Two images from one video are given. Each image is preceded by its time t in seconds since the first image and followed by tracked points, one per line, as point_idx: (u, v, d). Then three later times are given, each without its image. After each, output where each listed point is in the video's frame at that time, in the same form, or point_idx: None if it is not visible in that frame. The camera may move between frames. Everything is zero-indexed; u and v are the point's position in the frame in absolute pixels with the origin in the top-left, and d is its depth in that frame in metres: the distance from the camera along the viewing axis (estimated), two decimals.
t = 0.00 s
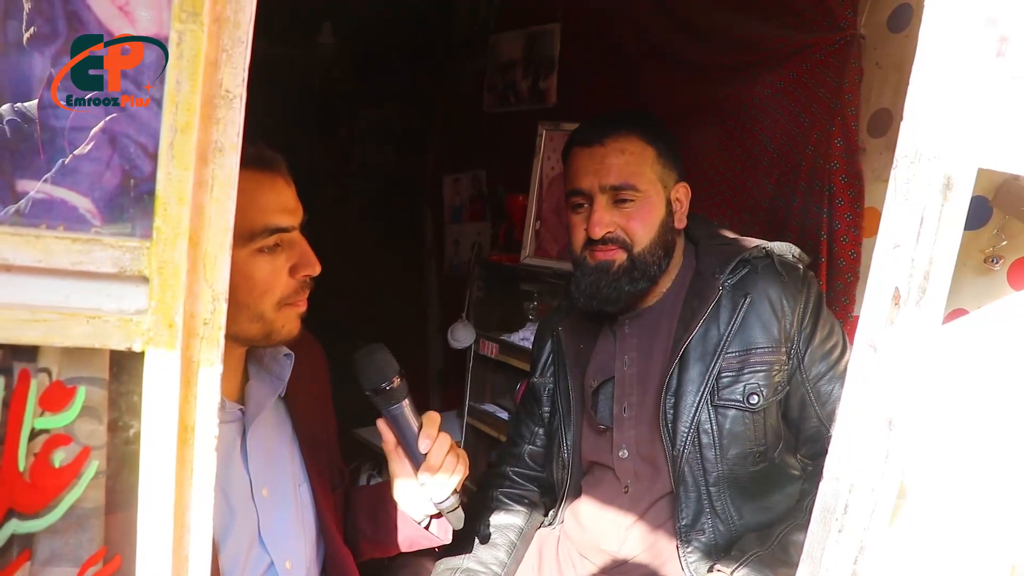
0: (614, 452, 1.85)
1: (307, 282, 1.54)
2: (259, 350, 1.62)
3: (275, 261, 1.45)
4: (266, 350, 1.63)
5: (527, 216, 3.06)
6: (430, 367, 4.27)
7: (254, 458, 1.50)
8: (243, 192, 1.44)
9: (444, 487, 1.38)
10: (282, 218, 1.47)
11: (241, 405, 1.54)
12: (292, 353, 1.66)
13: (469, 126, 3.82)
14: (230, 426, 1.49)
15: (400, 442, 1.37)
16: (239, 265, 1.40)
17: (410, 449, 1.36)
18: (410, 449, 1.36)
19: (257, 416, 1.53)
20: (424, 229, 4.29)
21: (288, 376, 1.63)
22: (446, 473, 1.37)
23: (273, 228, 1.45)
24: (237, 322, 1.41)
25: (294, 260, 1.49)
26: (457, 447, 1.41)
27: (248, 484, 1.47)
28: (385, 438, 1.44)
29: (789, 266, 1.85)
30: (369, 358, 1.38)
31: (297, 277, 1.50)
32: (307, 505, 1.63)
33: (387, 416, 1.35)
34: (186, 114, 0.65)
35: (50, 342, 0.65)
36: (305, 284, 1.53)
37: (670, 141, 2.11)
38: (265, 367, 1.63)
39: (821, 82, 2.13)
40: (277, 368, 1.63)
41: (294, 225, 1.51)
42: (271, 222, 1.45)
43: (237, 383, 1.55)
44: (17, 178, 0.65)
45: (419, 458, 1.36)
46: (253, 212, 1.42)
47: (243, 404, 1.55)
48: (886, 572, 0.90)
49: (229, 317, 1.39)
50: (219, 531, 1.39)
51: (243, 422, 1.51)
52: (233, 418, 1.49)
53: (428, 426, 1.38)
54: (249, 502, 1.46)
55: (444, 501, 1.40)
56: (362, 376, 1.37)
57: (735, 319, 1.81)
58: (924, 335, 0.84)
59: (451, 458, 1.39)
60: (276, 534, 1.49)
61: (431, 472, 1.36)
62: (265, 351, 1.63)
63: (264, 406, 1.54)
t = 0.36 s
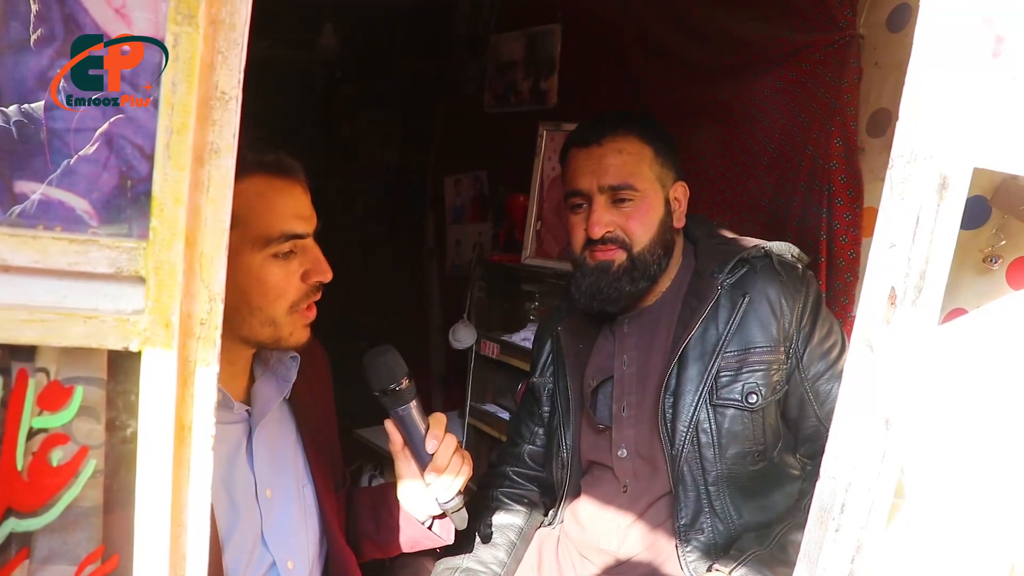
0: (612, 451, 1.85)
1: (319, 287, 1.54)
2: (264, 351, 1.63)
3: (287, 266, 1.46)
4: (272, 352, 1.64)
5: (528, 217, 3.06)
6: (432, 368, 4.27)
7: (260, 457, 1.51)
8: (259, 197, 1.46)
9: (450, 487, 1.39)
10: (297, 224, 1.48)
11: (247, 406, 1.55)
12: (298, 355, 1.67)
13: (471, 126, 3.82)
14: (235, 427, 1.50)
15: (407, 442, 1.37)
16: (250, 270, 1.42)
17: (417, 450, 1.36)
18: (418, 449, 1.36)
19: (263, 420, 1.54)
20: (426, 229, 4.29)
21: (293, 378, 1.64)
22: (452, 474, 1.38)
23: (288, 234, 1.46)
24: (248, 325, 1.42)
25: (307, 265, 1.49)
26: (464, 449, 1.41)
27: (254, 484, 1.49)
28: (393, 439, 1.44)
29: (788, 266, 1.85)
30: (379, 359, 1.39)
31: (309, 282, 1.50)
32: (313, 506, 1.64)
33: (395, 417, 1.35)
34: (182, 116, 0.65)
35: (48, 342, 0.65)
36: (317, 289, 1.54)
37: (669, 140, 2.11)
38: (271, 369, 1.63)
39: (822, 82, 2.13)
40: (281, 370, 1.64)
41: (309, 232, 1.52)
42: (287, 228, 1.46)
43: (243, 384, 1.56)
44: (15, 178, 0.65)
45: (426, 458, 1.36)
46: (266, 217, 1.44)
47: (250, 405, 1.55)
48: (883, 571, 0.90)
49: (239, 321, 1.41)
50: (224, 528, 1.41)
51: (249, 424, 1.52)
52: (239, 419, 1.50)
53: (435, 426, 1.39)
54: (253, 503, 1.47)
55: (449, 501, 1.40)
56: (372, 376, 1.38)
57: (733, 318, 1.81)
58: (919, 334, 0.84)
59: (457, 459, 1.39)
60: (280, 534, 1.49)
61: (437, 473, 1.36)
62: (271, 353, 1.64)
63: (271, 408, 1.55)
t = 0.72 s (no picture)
0: (613, 448, 1.85)
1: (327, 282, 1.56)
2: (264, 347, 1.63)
3: (303, 265, 1.47)
4: (270, 347, 1.64)
5: (531, 214, 3.06)
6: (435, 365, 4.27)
7: (263, 453, 1.52)
8: (273, 196, 1.45)
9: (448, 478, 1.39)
10: (311, 223, 1.49)
11: (249, 402, 1.55)
12: (296, 351, 1.67)
13: (474, 125, 3.82)
14: (239, 424, 1.50)
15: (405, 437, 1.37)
16: (270, 271, 1.42)
17: (415, 444, 1.37)
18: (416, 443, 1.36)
19: (265, 416, 1.55)
20: (429, 227, 4.29)
21: (293, 375, 1.64)
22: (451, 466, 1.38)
23: (302, 233, 1.47)
24: (263, 324, 1.44)
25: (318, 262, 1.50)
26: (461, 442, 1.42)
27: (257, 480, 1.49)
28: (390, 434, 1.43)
29: (790, 263, 1.85)
30: (376, 353, 1.38)
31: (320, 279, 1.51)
32: (313, 501, 1.64)
33: (393, 412, 1.35)
34: (180, 111, 0.65)
35: (46, 338, 0.65)
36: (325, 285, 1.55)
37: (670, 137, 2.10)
38: (270, 364, 1.63)
39: (826, 80, 2.12)
40: (280, 366, 1.64)
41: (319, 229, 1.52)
42: (301, 227, 1.47)
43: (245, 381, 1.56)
44: (14, 174, 0.65)
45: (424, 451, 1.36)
46: (285, 218, 1.44)
47: (251, 401, 1.56)
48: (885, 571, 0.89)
49: (256, 320, 1.43)
50: (231, 525, 1.42)
51: (251, 421, 1.52)
52: (242, 417, 1.50)
53: (432, 419, 1.38)
54: (257, 500, 1.48)
55: (447, 494, 1.41)
56: (368, 370, 1.37)
57: (735, 315, 1.80)
58: (923, 332, 0.83)
59: (455, 452, 1.40)
60: (282, 531, 1.50)
61: (437, 465, 1.36)
62: (269, 349, 1.63)
63: (271, 405, 1.56)
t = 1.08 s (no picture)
0: (617, 446, 1.85)
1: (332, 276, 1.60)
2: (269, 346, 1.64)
3: (320, 261, 1.51)
4: (276, 347, 1.63)
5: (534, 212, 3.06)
6: (439, 364, 4.28)
7: (268, 451, 1.52)
8: (295, 195, 1.47)
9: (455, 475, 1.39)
10: (326, 219, 1.53)
11: (254, 402, 1.55)
12: (301, 350, 1.66)
13: (478, 123, 3.81)
14: (244, 423, 1.50)
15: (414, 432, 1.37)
16: (291, 268, 1.46)
17: (423, 440, 1.36)
18: (425, 438, 1.36)
19: (271, 414, 1.54)
20: (433, 225, 4.29)
21: (298, 373, 1.62)
22: (458, 464, 1.38)
23: (320, 230, 1.51)
24: (281, 319, 1.47)
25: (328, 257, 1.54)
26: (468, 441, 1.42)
27: (263, 479, 1.49)
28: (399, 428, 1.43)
29: (793, 260, 1.84)
30: (388, 348, 1.38)
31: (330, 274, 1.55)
32: (315, 498, 1.63)
33: (403, 406, 1.35)
34: (180, 107, 0.65)
35: (46, 335, 0.65)
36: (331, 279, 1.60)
37: (670, 134, 2.09)
38: (275, 363, 1.62)
39: (830, 76, 2.11)
40: (285, 365, 1.63)
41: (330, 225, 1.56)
42: (320, 224, 1.51)
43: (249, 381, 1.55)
44: (13, 172, 0.65)
45: (433, 447, 1.36)
46: (305, 215, 1.48)
47: (257, 401, 1.56)
48: (891, 569, 0.89)
49: (275, 316, 1.46)
50: (236, 524, 1.43)
51: (257, 420, 1.52)
52: (247, 416, 1.50)
53: (440, 416, 1.39)
54: (262, 498, 1.48)
55: (452, 490, 1.40)
56: (380, 365, 1.37)
57: (738, 312, 1.80)
58: (926, 328, 0.83)
59: (463, 450, 1.40)
60: (286, 529, 1.50)
61: (445, 461, 1.36)
62: (274, 347, 1.63)
63: (276, 404, 1.55)
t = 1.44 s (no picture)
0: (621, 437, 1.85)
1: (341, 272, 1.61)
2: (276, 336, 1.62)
3: (333, 258, 1.51)
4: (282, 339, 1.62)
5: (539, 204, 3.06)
6: (445, 356, 4.28)
7: (274, 442, 1.52)
8: (310, 194, 1.46)
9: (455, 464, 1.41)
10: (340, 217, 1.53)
11: (259, 393, 1.55)
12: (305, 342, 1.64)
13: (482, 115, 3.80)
14: (248, 414, 1.50)
15: (416, 420, 1.37)
16: (305, 264, 1.45)
17: (425, 428, 1.37)
18: (427, 426, 1.37)
19: (276, 406, 1.55)
20: (438, 218, 4.29)
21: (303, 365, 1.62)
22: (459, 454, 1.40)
23: (335, 230, 1.51)
24: (290, 315, 1.48)
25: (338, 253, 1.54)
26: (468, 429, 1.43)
27: (267, 470, 1.50)
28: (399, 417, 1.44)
29: (798, 250, 1.83)
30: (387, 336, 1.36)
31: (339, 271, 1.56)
32: (321, 491, 1.64)
33: (404, 395, 1.35)
34: (180, 94, 0.65)
35: (46, 323, 0.65)
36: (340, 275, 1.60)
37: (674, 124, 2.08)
38: (279, 354, 1.61)
39: (835, 66, 2.10)
40: (291, 356, 1.62)
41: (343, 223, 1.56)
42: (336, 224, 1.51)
43: (254, 373, 1.56)
44: (13, 159, 0.64)
45: (435, 434, 1.37)
46: (321, 212, 1.47)
47: (261, 393, 1.56)
48: (895, 560, 0.89)
49: (285, 312, 1.46)
50: (241, 514, 1.43)
51: (261, 411, 1.52)
52: (252, 407, 1.50)
53: (441, 405, 1.40)
54: (267, 489, 1.49)
55: (455, 479, 1.41)
56: (378, 354, 1.34)
57: (743, 302, 1.79)
58: (931, 318, 0.82)
59: (463, 438, 1.41)
60: (290, 520, 1.51)
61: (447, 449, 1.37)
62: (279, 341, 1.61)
63: (281, 395, 1.56)
